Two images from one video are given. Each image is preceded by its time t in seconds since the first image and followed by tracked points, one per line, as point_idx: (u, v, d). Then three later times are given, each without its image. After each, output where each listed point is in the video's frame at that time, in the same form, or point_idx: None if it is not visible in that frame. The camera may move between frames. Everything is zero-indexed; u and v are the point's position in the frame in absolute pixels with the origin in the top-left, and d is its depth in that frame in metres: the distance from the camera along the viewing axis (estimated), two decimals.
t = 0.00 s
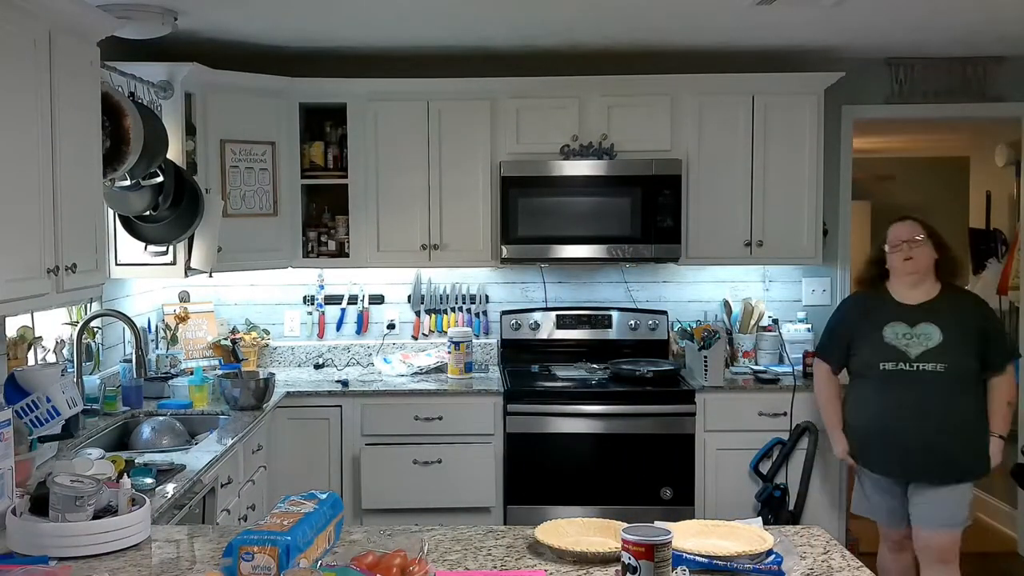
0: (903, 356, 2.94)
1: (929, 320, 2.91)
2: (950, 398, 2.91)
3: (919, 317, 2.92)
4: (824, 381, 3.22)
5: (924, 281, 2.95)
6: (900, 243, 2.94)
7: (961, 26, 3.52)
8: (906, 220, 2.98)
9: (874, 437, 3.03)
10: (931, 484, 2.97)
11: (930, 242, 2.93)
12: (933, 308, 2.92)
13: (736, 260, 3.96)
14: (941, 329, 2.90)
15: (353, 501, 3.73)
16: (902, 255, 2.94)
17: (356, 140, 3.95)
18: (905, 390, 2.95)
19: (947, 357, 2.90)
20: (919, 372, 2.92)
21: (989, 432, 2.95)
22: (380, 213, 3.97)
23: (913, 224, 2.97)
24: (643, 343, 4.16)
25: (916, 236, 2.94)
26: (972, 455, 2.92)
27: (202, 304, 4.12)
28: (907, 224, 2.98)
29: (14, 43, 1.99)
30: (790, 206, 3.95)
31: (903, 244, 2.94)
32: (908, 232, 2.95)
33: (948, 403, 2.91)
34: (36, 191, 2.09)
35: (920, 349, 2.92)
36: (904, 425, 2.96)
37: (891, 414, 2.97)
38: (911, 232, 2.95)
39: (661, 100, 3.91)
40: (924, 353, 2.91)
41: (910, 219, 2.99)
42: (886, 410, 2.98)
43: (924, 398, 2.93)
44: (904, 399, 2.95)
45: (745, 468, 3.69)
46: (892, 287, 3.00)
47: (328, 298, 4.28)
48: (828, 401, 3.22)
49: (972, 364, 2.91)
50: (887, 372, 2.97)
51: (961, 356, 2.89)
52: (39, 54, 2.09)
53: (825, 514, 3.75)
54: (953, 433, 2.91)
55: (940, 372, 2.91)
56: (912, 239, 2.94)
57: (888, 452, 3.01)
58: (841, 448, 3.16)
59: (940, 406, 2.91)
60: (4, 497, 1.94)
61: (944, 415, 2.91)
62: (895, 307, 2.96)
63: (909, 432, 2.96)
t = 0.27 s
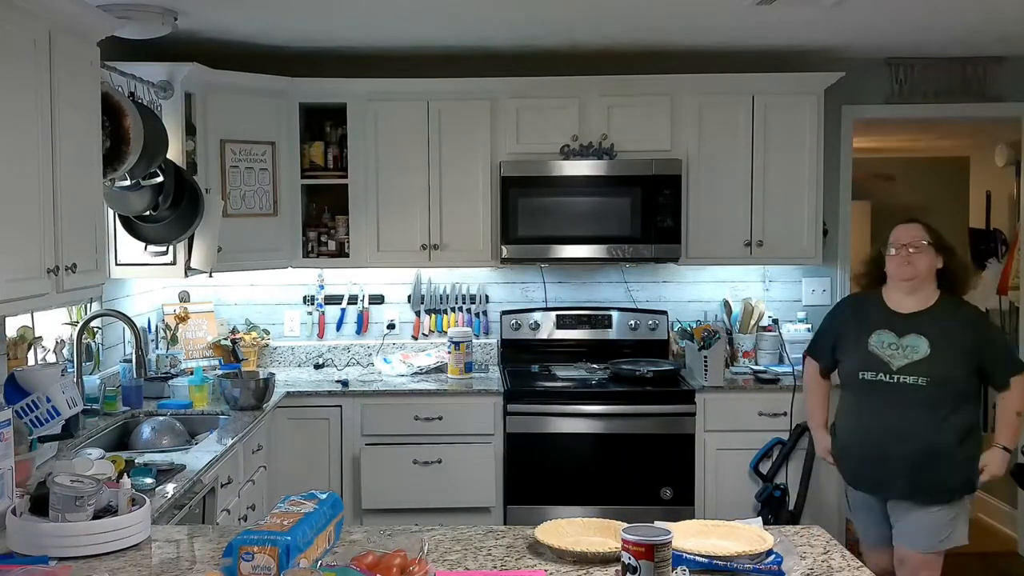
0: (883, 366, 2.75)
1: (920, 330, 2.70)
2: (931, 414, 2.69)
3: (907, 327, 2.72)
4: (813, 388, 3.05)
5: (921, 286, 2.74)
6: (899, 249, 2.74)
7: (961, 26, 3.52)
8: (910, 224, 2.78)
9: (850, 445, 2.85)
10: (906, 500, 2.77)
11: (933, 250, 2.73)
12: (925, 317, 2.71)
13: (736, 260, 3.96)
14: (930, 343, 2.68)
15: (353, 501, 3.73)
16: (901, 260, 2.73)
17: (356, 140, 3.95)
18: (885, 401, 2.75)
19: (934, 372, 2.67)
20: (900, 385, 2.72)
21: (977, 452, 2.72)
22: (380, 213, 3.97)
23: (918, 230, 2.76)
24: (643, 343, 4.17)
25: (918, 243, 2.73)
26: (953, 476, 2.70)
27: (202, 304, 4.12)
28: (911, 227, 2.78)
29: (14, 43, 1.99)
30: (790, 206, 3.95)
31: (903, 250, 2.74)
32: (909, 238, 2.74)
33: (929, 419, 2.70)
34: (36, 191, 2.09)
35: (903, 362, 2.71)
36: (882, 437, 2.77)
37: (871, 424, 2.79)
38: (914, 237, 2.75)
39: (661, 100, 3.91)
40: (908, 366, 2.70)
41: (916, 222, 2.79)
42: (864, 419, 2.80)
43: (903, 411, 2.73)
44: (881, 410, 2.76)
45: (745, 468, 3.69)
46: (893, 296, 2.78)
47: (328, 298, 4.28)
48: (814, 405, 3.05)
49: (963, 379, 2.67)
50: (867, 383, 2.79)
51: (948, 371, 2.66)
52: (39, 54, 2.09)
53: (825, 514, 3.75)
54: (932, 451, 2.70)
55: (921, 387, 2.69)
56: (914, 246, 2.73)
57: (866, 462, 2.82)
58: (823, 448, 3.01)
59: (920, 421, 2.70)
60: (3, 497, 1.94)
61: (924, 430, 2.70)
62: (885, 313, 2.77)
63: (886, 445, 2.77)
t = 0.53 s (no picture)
0: (853, 365, 2.63)
1: (893, 327, 2.57)
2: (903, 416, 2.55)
3: (883, 325, 2.59)
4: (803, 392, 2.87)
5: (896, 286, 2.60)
6: (874, 247, 2.61)
7: (961, 26, 3.52)
8: (889, 219, 2.63)
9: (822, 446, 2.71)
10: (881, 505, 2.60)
11: (912, 247, 2.59)
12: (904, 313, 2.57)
13: (736, 260, 3.96)
14: (905, 342, 2.55)
15: (353, 501, 3.73)
16: (874, 260, 2.61)
17: (356, 140, 3.95)
18: (855, 402, 2.63)
19: (904, 373, 2.53)
20: (869, 385, 2.60)
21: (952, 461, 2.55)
22: (380, 213, 3.97)
23: (896, 226, 2.62)
24: (643, 343, 4.17)
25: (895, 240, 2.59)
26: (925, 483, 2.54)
27: (202, 304, 4.12)
28: (889, 223, 2.64)
29: (13, 43, 1.99)
30: (790, 206, 3.95)
31: (876, 249, 2.61)
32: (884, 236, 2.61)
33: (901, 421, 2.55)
34: (36, 191, 2.09)
35: (874, 360, 2.59)
36: (853, 440, 2.62)
37: (842, 425, 2.65)
38: (891, 235, 2.60)
39: (661, 100, 3.91)
40: (877, 365, 2.58)
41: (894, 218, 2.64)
42: (835, 420, 2.68)
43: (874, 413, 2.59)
44: (852, 411, 2.63)
45: (745, 468, 3.69)
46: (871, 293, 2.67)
47: (328, 298, 4.28)
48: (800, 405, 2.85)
49: (935, 380, 2.52)
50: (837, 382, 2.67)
51: (920, 370, 2.52)
52: (39, 54, 2.09)
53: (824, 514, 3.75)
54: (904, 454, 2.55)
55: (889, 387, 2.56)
56: (888, 245, 2.59)
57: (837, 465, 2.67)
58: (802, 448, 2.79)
59: (889, 424, 2.56)
60: (3, 497, 1.94)
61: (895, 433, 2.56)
62: (863, 311, 2.66)
63: (858, 447, 2.62)
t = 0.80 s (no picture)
0: (805, 379, 2.48)
1: (849, 339, 2.42)
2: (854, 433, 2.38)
3: (840, 336, 2.44)
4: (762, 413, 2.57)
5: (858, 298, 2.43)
6: (834, 259, 2.43)
7: (961, 26, 3.52)
8: (848, 228, 2.46)
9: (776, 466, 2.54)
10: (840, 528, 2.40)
11: (873, 257, 2.41)
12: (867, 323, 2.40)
13: (736, 260, 3.96)
14: (857, 356, 2.40)
15: (353, 501, 3.73)
16: (833, 273, 2.42)
17: (356, 140, 3.94)
18: (805, 419, 2.47)
19: (853, 388, 2.39)
20: (818, 401, 2.44)
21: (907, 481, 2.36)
22: (381, 214, 3.97)
23: (858, 235, 2.43)
24: (643, 343, 4.17)
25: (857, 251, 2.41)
26: (878, 505, 2.36)
27: (202, 304, 4.11)
28: (852, 233, 2.44)
29: (13, 43, 1.99)
30: (790, 206, 3.95)
31: (838, 261, 2.42)
32: (845, 246, 2.42)
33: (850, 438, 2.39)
34: (36, 190, 2.09)
35: (825, 374, 2.44)
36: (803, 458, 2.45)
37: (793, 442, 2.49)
38: (852, 245, 2.42)
39: (660, 100, 3.91)
40: (828, 379, 2.43)
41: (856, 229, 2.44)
42: (787, 436, 2.51)
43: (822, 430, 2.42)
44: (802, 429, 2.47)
45: (744, 468, 3.69)
46: (833, 308, 2.49)
47: (328, 298, 4.28)
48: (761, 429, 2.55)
49: (885, 395, 2.36)
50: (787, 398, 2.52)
51: (870, 385, 2.37)
52: (38, 54, 2.09)
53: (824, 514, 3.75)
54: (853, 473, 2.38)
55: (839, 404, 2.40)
56: (850, 256, 2.41)
57: (790, 486, 2.49)
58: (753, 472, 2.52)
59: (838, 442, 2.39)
60: (3, 497, 1.94)
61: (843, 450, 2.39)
62: (821, 324, 2.50)
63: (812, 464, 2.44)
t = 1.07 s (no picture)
0: (769, 376, 2.31)
1: (816, 336, 2.27)
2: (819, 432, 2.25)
3: (807, 333, 2.29)
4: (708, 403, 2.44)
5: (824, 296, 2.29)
6: (796, 255, 2.28)
7: (962, 26, 3.51)
8: (809, 222, 2.31)
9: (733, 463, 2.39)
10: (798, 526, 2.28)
11: (835, 252, 2.27)
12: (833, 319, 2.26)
13: (735, 260, 3.96)
14: (824, 352, 2.25)
15: (353, 501, 3.73)
16: (794, 272, 2.28)
17: (356, 140, 3.95)
18: (766, 416, 2.32)
19: (819, 385, 2.24)
20: (782, 399, 2.29)
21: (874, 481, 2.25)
22: (380, 215, 3.97)
23: (820, 229, 2.28)
24: (643, 343, 4.16)
25: (819, 245, 2.26)
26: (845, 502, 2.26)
27: (202, 304, 4.11)
28: (812, 228, 2.29)
29: (14, 44, 1.99)
30: (790, 206, 3.95)
31: (800, 257, 2.27)
32: (806, 241, 2.27)
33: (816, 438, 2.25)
34: (37, 191, 2.09)
35: (790, 371, 2.28)
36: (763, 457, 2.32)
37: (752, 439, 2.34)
38: (814, 240, 2.26)
39: (660, 100, 3.91)
40: (793, 376, 2.27)
41: (816, 224, 2.29)
42: (746, 432, 2.37)
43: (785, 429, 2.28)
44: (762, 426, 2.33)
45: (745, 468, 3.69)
46: (795, 305, 2.35)
47: (328, 298, 4.28)
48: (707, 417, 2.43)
49: (852, 393, 2.22)
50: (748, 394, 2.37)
51: (838, 382, 2.22)
52: (39, 54, 2.09)
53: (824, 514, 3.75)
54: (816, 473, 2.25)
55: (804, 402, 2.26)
56: (813, 251, 2.26)
57: (748, 485, 2.36)
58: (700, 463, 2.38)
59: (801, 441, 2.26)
60: (3, 497, 1.94)
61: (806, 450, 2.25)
62: (784, 318, 2.35)
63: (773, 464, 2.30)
